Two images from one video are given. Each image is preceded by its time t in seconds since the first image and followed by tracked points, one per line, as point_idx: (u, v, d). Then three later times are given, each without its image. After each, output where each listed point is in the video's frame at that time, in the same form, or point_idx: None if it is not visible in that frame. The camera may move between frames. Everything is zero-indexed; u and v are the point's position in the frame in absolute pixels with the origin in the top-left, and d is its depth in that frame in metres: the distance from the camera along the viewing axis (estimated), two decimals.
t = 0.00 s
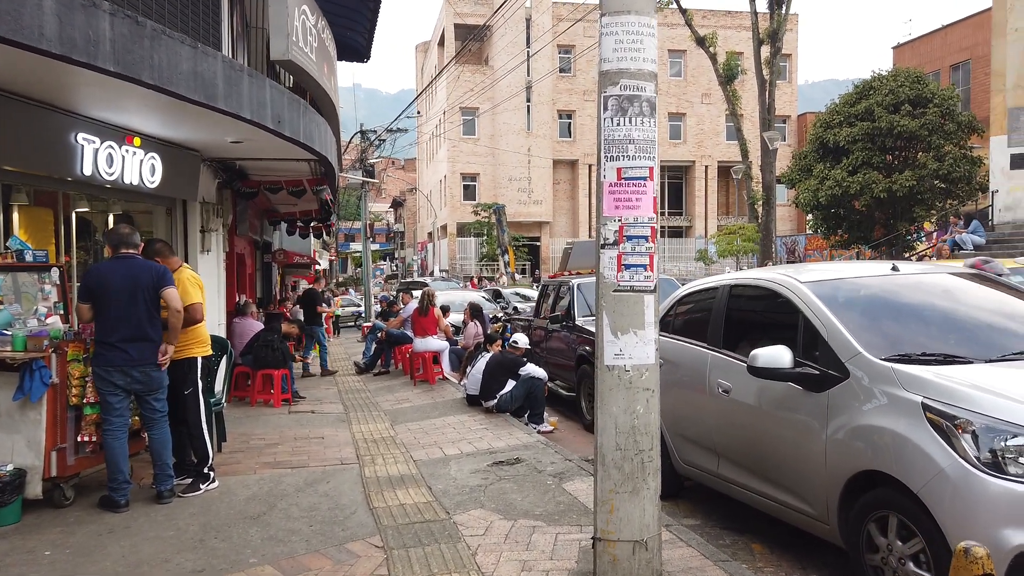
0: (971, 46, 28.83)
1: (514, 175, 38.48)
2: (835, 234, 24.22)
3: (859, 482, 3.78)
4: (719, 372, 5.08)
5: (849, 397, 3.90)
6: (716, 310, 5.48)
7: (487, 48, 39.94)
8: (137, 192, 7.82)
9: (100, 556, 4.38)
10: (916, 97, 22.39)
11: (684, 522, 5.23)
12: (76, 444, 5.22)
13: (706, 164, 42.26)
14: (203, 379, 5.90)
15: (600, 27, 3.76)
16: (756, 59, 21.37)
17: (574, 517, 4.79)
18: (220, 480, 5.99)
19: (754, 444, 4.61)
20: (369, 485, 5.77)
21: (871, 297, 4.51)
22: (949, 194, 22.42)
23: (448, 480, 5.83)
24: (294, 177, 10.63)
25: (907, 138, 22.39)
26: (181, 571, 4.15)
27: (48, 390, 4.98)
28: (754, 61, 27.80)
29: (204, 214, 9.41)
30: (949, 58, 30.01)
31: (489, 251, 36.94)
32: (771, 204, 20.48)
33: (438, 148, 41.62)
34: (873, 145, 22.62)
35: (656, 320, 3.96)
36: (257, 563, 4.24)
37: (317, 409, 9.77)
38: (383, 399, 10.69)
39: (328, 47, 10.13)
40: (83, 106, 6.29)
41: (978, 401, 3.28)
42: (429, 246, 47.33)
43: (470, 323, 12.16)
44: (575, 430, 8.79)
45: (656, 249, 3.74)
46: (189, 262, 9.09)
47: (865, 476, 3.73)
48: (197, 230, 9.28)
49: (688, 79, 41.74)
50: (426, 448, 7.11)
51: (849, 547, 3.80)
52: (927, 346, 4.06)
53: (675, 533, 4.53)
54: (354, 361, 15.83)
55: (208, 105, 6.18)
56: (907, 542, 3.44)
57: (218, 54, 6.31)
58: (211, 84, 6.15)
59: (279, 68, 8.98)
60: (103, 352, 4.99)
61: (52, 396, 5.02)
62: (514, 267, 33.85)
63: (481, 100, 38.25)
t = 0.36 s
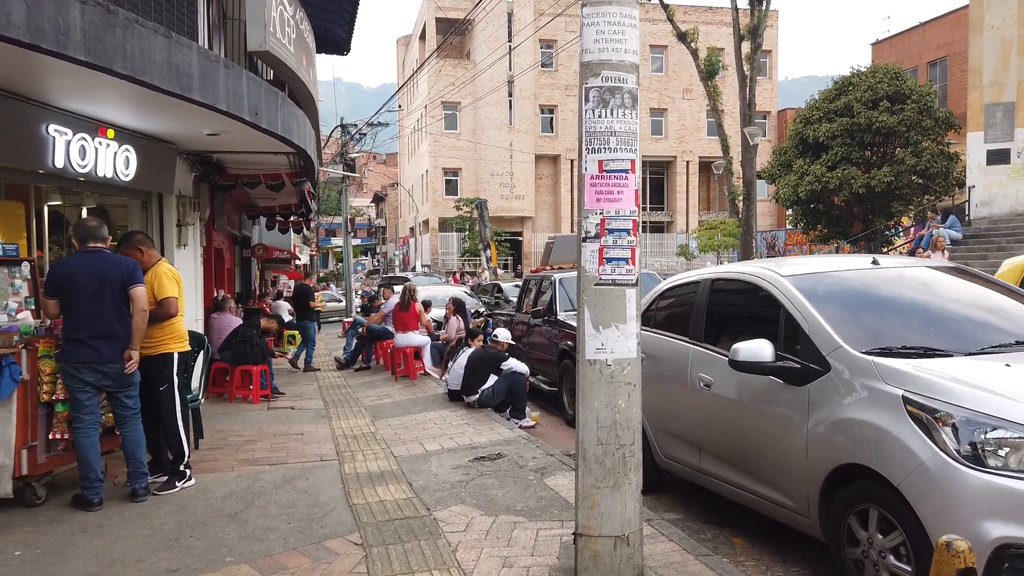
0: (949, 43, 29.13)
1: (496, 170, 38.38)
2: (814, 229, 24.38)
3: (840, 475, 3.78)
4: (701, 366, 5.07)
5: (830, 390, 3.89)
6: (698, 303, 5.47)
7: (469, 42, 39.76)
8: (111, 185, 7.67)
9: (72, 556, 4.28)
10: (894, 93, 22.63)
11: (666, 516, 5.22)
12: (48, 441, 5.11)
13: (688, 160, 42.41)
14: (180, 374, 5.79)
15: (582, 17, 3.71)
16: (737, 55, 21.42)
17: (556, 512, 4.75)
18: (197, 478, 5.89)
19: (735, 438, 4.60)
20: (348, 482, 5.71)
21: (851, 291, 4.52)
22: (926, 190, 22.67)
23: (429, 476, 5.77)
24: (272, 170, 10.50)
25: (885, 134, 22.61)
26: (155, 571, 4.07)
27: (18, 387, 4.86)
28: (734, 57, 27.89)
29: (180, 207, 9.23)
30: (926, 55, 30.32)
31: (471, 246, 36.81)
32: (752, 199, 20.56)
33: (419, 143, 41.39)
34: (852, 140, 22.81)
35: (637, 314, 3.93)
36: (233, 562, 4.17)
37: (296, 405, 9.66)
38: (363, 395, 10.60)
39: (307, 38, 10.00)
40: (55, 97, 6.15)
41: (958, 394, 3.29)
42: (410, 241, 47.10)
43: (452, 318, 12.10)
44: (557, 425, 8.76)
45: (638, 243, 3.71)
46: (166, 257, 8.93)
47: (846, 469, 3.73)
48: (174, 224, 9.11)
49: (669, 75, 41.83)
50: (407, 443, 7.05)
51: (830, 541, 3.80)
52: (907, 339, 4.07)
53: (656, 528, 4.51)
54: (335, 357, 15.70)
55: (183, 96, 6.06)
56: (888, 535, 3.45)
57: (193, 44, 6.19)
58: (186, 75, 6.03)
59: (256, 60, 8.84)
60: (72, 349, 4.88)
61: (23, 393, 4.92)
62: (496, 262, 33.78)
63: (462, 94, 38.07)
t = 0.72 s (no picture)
0: (926, 41, 29.39)
1: (477, 166, 38.23)
2: (793, 226, 24.50)
3: (821, 477, 3.73)
4: (681, 365, 5.01)
5: (811, 391, 3.85)
6: (679, 301, 5.41)
7: (450, 38, 39.53)
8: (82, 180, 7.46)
9: (35, 564, 4.13)
10: (873, 91, 22.81)
11: (647, 517, 5.16)
12: (12, 445, 4.97)
13: (669, 157, 42.51)
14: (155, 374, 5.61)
15: (561, 10, 3.62)
16: (717, 53, 21.42)
17: (535, 514, 4.68)
18: (168, 481, 5.75)
19: (716, 438, 4.55)
20: (324, 484, 5.59)
21: (832, 289, 4.47)
22: (904, 187, 22.83)
23: (407, 478, 5.67)
24: (248, 165, 10.33)
25: (864, 132, 22.75)
26: None
27: None
28: (714, 54, 27.94)
29: (153, 203, 9.00)
30: (904, 53, 30.60)
31: (452, 243, 36.63)
32: (732, 196, 20.59)
33: (400, 138, 41.11)
34: (831, 138, 22.93)
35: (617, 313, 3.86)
36: (202, 569, 4.05)
37: (273, 405, 9.51)
38: (341, 394, 10.46)
39: (283, 31, 9.85)
40: (20, 90, 5.98)
41: (940, 394, 3.24)
42: (391, 237, 46.83)
43: (432, 315, 12.00)
44: (538, 424, 8.67)
45: (618, 241, 3.63)
46: (138, 254, 8.72)
47: (827, 470, 3.69)
48: (146, 220, 8.88)
49: (650, 72, 41.90)
50: (384, 444, 6.94)
51: (812, 544, 3.75)
52: (887, 338, 4.04)
53: (637, 530, 4.45)
54: (313, 355, 15.51)
55: (153, 89, 5.89)
56: (870, 538, 3.40)
57: (163, 35, 6.03)
58: (155, 68, 5.87)
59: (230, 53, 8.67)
60: (30, 350, 4.74)
61: None
62: (478, 259, 33.65)
63: (443, 90, 37.85)
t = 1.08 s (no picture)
0: (904, 43, 29.68)
1: (458, 165, 38.09)
2: (773, 226, 24.59)
3: (797, 482, 3.69)
4: (659, 368, 4.95)
5: (789, 395, 3.80)
6: (656, 303, 5.35)
7: (431, 35, 39.33)
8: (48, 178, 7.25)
9: None
10: (851, 91, 22.97)
11: (623, 521, 5.10)
12: None
13: (650, 157, 42.63)
14: (120, 379, 5.45)
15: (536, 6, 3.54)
16: (698, 53, 21.43)
17: (510, 521, 4.59)
18: (135, 487, 5.60)
19: (693, 442, 4.50)
20: (296, 490, 5.47)
21: (810, 291, 4.43)
22: (882, 187, 23.03)
23: (381, 483, 5.57)
24: (222, 163, 10.16)
25: (842, 132, 22.89)
26: None
27: None
28: (695, 53, 28.01)
29: (123, 202, 8.79)
30: (882, 55, 30.88)
31: (433, 242, 36.45)
32: (712, 196, 20.62)
33: (381, 137, 40.88)
34: (810, 138, 23.06)
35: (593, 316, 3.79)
36: None
37: (247, 408, 9.35)
38: (318, 396, 10.31)
39: (256, 27, 9.68)
40: None
41: (919, 399, 3.20)
42: (372, 236, 46.55)
43: (412, 315, 11.87)
44: (516, 426, 8.61)
45: (593, 243, 3.56)
46: (106, 254, 8.51)
47: (804, 476, 3.64)
48: (116, 219, 8.68)
49: (631, 71, 41.97)
50: (359, 448, 6.83)
51: (789, 550, 3.70)
52: (865, 340, 3.99)
53: (613, 537, 4.39)
54: (291, 355, 15.33)
55: (120, 86, 5.74)
56: (847, 545, 3.36)
57: (130, 30, 5.87)
58: (122, 64, 5.71)
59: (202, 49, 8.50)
60: None
61: None
62: (459, 258, 33.50)
63: (424, 88, 37.65)
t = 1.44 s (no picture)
0: (875, 47, 30.06)
1: (435, 166, 37.94)
2: (747, 227, 24.77)
3: (766, 485, 3.68)
4: (629, 370, 4.93)
5: (758, 398, 3.78)
6: (628, 304, 5.33)
7: (408, 36, 39.15)
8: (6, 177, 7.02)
9: None
10: (823, 95, 23.23)
11: (594, 525, 5.07)
12: None
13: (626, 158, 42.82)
14: (77, 384, 5.28)
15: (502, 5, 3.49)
16: (673, 56, 21.52)
17: (479, 526, 4.54)
18: (95, 495, 5.45)
19: (663, 445, 4.47)
20: (262, 497, 5.37)
21: (779, 293, 4.42)
22: (854, 190, 23.32)
23: (349, 489, 5.48)
24: (190, 163, 9.99)
25: (815, 135, 23.14)
26: None
27: None
28: (670, 56, 28.17)
29: (87, 202, 8.60)
30: (854, 58, 31.29)
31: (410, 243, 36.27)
32: (687, 198, 20.72)
33: (357, 137, 40.61)
34: (783, 141, 23.28)
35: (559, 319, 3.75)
36: None
37: (216, 412, 9.19)
38: (289, 399, 10.18)
39: (224, 24, 9.52)
40: None
41: (884, 402, 3.20)
42: (348, 237, 46.22)
43: (385, 317, 11.76)
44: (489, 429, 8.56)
45: (560, 244, 3.52)
46: (69, 255, 8.30)
47: (772, 479, 3.63)
48: (79, 220, 8.47)
49: (608, 73, 42.12)
50: (329, 452, 6.73)
51: (757, 552, 3.69)
52: (834, 342, 4.00)
53: (582, 541, 4.36)
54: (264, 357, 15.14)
55: (80, 84, 5.60)
56: (814, 548, 3.35)
57: (91, 27, 5.73)
58: (82, 61, 5.57)
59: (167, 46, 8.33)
60: None
61: None
62: (435, 260, 33.38)
63: (400, 89, 37.43)
